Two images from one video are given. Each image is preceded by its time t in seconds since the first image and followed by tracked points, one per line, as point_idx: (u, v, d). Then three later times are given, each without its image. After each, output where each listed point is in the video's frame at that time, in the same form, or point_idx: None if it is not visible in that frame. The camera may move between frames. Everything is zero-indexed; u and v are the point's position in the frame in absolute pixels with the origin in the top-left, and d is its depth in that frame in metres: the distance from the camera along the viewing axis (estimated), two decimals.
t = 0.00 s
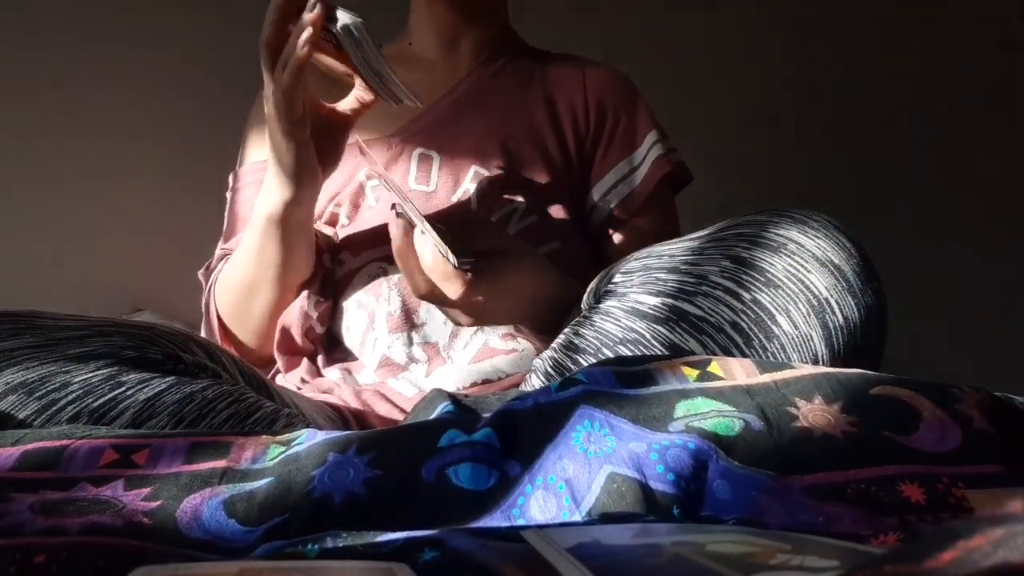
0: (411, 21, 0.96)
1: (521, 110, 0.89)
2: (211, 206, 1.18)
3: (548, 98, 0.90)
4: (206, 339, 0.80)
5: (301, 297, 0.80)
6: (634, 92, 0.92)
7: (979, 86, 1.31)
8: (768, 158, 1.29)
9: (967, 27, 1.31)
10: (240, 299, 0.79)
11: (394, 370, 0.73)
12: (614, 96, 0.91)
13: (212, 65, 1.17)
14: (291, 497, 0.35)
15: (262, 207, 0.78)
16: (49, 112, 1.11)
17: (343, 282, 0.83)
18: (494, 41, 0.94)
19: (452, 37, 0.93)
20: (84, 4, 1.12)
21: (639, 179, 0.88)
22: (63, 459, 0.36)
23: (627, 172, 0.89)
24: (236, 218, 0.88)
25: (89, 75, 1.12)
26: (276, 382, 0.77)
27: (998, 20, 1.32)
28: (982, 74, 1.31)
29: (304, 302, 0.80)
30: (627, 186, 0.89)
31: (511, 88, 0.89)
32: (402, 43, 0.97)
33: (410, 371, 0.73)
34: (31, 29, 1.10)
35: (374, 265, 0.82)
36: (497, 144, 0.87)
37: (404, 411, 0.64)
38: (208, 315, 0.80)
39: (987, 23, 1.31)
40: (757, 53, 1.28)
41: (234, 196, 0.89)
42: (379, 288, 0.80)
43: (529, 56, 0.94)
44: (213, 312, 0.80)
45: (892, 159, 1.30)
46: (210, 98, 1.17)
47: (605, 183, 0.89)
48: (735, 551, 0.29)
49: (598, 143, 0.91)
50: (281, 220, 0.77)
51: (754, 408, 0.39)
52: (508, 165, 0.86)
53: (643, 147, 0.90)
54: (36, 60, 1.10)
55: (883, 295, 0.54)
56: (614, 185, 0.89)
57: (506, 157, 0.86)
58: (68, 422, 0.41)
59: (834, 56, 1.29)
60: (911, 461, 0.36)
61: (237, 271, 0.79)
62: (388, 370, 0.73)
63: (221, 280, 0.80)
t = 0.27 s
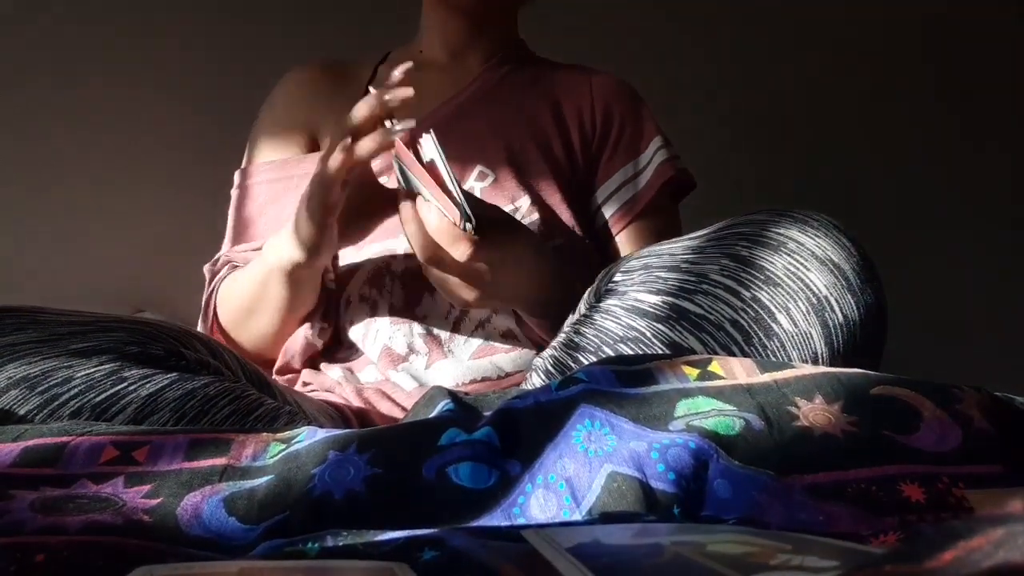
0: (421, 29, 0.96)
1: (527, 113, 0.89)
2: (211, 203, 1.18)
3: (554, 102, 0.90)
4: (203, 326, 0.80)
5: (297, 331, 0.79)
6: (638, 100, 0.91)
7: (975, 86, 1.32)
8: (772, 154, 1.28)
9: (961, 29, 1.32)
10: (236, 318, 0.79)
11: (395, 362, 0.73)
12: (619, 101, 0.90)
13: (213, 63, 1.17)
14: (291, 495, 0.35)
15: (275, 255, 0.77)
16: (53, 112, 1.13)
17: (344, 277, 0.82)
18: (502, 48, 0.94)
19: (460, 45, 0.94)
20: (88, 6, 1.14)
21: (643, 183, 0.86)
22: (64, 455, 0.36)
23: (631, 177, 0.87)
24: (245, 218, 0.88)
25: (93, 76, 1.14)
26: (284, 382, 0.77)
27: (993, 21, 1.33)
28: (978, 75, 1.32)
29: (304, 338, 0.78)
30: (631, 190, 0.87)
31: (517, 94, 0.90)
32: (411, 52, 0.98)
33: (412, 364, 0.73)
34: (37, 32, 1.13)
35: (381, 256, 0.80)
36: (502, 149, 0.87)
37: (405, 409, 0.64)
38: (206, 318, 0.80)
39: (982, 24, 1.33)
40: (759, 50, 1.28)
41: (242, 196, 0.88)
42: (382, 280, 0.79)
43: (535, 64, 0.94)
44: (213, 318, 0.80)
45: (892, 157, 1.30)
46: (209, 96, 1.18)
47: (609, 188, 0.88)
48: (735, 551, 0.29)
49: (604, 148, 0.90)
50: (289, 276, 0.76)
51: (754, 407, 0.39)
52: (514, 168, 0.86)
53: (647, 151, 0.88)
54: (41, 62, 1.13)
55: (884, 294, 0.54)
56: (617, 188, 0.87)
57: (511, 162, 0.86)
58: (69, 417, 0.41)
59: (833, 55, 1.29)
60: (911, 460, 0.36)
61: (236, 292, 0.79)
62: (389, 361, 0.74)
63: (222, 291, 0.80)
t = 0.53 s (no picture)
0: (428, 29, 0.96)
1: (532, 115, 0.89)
2: (212, 202, 1.18)
3: (560, 104, 0.90)
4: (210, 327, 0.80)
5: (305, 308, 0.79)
6: (644, 106, 0.91)
7: (977, 86, 1.32)
8: (773, 153, 1.28)
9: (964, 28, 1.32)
10: (244, 304, 0.79)
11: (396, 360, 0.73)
12: (624, 105, 0.90)
13: (214, 61, 1.17)
14: (292, 494, 0.35)
15: (281, 221, 0.76)
16: (53, 111, 1.13)
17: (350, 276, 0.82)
18: (509, 51, 0.94)
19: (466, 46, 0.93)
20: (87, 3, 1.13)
21: (646, 189, 0.86)
22: (64, 453, 0.36)
23: (634, 182, 0.87)
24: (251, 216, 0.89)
25: (92, 74, 1.14)
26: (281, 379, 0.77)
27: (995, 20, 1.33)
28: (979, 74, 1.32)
29: (313, 316, 0.78)
30: (634, 195, 0.87)
31: (522, 96, 0.90)
32: (420, 53, 0.98)
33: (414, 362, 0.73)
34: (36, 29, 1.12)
35: (385, 256, 0.81)
36: (507, 150, 0.87)
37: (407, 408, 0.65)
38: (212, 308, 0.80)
39: (984, 23, 1.32)
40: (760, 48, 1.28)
41: (251, 193, 0.89)
42: (388, 277, 0.80)
43: (542, 67, 0.94)
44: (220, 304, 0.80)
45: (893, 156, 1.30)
46: (210, 95, 1.17)
47: (612, 192, 0.88)
48: (735, 551, 0.29)
49: (608, 152, 0.90)
50: (295, 238, 0.75)
51: (755, 408, 0.39)
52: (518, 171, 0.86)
53: (651, 156, 0.88)
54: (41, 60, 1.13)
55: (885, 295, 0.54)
56: (621, 193, 0.87)
57: (516, 163, 0.86)
58: (70, 416, 0.41)
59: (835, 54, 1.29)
60: (911, 461, 0.36)
61: (245, 274, 0.79)
62: (392, 357, 0.74)
63: (232, 276, 0.81)
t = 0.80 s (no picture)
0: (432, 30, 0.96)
1: (535, 116, 0.89)
2: (212, 204, 1.18)
3: (562, 106, 0.90)
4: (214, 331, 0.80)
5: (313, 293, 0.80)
6: (647, 107, 0.91)
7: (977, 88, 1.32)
8: (773, 155, 1.28)
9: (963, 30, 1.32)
10: (248, 291, 0.80)
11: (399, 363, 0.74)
12: (625, 106, 0.90)
13: (214, 64, 1.17)
14: (292, 494, 0.35)
15: (283, 196, 0.79)
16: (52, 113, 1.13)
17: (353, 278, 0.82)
18: (512, 53, 0.94)
19: (470, 48, 0.94)
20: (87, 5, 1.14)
21: (649, 189, 0.87)
22: (65, 454, 0.36)
23: (636, 182, 0.88)
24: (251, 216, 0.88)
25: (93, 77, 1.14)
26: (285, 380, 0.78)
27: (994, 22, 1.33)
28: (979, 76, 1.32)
29: (322, 298, 0.79)
30: (637, 196, 0.87)
31: (524, 97, 0.90)
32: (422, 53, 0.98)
33: (416, 365, 0.74)
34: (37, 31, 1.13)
35: (387, 258, 0.81)
36: (509, 150, 0.86)
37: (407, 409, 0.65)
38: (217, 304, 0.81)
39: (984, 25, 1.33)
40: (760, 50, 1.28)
41: (252, 192, 0.89)
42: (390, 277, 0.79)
43: (545, 68, 0.94)
44: (225, 298, 0.81)
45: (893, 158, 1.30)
46: (209, 97, 1.17)
47: (614, 193, 0.88)
48: (735, 551, 0.29)
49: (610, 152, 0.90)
50: (297, 211, 0.77)
51: (755, 408, 0.39)
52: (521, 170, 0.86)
53: (654, 157, 0.88)
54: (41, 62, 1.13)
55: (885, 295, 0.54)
56: (623, 193, 0.88)
57: (518, 164, 0.86)
58: (71, 416, 0.41)
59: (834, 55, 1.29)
60: (911, 461, 0.36)
61: (249, 261, 0.80)
62: (394, 360, 0.74)
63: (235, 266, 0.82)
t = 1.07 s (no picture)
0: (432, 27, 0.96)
1: (536, 116, 0.89)
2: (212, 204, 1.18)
3: (564, 106, 0.90)
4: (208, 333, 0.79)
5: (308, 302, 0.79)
6: (649, 108, 0.92)
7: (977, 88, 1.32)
8: (773, 155, 1.28)
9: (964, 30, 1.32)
10: (235, 302, 0.78)
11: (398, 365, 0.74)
12: (626, 106, 0.91)
13: (215, 64, 1.18)
14: (292, 494, 0.35)
15: (271, 229, 0.75)
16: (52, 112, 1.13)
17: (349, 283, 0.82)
18: (513, 52, 0.94)
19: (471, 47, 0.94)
20: (87, 4, 1.14)
21: (649, 190, 0.87)
22: (65, 454, 0.36)
23: (637, 181, 0.88)
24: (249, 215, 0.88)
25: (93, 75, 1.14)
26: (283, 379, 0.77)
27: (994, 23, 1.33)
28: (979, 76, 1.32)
29: (319, 306, 0.78)
30: (637, 195, 0.87)
31: (525, 96, 0.90)
32: (422, 50, 0.98)
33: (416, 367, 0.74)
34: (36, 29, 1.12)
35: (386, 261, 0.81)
36: (509, 149, 0.86)
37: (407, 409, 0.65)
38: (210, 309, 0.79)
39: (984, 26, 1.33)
40: (760, 50, 1.28)
41: (251, 193, 0.89)
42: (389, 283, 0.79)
43: (546, 68, 0.94)
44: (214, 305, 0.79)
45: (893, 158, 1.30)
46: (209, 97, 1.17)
47: (614, 191, 0.88)
48: (736, 551, 0.29)
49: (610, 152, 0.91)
50: (288, 247, 0.75)
51: (755, 408, 0.39)
52: (522, 170, 0.86)
53: (655, 156, 0.89)
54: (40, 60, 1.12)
55: (885, 295, 0.54)
56: (623, 192, 0.88)
57: (518, 163, 0.86)
58: (71, 416, 0.41)
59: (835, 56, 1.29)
60: (911, 461, 0.36)
61: (238, 277, 0.78)
62: (393, 365, 0.74)
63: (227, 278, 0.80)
